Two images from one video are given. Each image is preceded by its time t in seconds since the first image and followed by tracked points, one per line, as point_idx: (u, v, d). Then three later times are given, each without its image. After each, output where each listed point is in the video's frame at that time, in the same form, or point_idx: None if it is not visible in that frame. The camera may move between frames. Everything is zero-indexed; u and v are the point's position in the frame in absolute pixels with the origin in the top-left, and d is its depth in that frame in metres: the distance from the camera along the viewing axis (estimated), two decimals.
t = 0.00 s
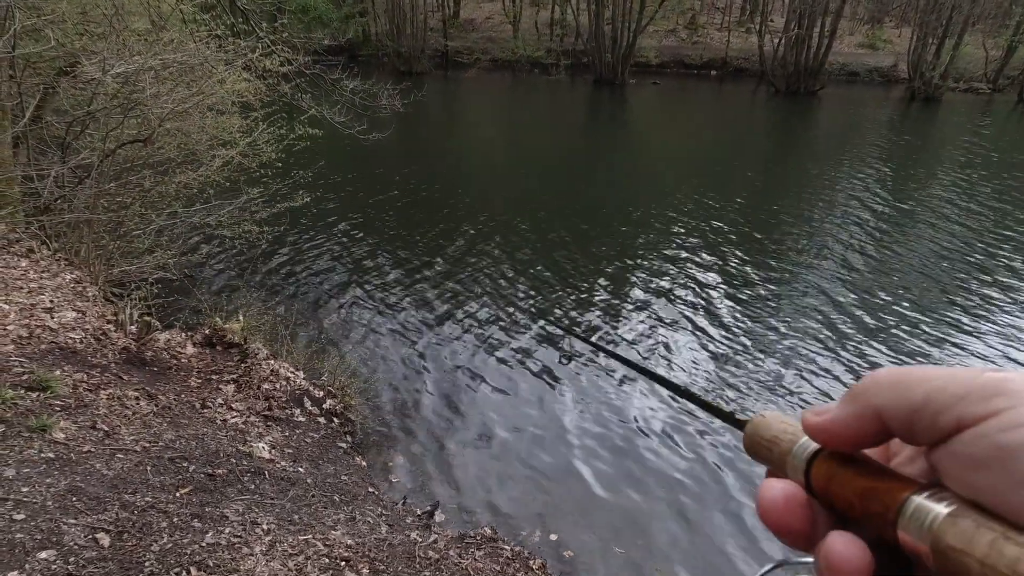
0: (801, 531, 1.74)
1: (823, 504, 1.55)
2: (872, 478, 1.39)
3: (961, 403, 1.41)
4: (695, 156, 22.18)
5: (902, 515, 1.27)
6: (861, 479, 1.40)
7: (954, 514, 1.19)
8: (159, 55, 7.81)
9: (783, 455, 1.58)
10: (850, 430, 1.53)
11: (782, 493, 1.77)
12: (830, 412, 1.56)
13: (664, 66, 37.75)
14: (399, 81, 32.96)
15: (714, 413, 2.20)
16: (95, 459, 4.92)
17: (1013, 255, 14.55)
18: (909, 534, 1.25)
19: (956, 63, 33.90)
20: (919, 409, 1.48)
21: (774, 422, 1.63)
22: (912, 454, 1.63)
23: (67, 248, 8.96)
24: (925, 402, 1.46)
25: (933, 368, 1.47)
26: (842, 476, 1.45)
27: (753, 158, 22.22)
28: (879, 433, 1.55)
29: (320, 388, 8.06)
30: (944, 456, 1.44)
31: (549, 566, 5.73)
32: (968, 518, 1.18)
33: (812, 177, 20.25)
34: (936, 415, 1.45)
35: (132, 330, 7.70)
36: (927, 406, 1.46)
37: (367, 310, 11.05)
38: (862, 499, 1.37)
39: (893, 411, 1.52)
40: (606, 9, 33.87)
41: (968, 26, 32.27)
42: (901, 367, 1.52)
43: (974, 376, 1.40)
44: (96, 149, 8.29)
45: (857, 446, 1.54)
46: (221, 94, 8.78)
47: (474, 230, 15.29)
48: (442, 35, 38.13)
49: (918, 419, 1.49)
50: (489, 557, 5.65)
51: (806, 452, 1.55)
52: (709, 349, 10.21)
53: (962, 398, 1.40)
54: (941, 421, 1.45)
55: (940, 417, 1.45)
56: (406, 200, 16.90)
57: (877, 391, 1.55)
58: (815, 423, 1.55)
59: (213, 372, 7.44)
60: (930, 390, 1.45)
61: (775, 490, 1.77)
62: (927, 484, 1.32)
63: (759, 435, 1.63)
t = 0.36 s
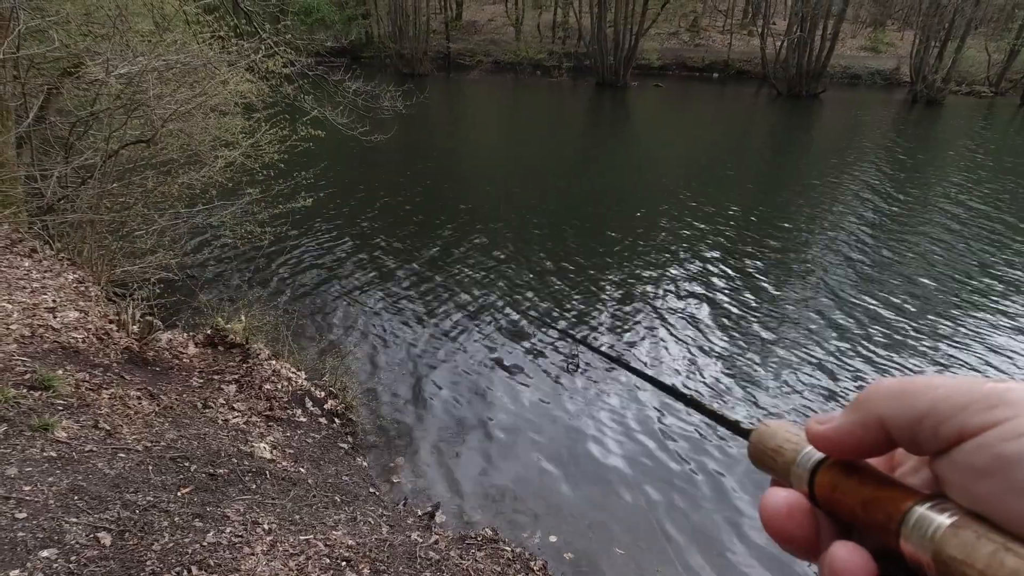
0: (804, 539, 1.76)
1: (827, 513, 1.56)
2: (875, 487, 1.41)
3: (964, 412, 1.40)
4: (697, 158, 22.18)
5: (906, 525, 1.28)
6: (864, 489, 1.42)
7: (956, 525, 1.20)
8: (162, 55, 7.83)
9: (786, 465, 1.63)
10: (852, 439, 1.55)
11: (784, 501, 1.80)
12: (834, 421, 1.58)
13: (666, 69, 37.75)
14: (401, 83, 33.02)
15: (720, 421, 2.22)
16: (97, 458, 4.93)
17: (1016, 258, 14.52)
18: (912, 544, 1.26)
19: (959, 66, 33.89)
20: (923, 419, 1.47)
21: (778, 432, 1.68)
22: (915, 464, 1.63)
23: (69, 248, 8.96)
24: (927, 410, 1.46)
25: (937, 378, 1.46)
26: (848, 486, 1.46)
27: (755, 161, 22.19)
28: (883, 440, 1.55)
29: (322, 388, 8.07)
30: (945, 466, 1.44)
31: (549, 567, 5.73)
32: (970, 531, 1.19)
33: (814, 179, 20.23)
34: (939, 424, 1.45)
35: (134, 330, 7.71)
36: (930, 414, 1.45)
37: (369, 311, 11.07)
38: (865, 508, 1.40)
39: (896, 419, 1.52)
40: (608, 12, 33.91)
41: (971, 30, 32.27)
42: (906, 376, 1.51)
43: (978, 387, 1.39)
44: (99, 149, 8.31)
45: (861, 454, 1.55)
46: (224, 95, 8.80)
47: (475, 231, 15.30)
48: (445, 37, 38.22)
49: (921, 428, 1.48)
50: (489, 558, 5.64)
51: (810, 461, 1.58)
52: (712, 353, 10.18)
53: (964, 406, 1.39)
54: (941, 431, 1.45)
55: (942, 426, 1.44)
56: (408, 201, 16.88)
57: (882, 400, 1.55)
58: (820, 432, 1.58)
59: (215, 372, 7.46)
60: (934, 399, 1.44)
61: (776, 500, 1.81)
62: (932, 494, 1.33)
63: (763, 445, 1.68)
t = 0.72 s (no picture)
0: (803, 545, 1.75)
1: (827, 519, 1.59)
2: (873, 493, 1.41)
3: (962, 417, 1.39)
4: (697, 159, 22.17)
5: (905, 531, 1.27)
6: (863, 495, 1.43)
7: (956, 531, 1.19)
8: (162, 55, 7.83)
9: (786, 470, 1.67)
10: (852, 444, 1.56)
11: (784, 506, 1.77)
12: (833, 426, 1.59)
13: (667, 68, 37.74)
14: (402, 83, 33.05)
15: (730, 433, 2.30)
16: (97, 458, 4.93)
17: (1016, 259, 14.52)
18: (911, 550, 1.25)
19: (959, 66, 33.91)
20: (920, 424, 1.47)
21: (777, 436, 1.73)
22: (914, 469, 1.62)
23: (69, 248, 8.96)
24: (925, 416, 1.46)
25: (934, 383, 1.46)
26: (848, 492, 1.47)
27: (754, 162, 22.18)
28: (881, 446, 1.55)
29: (322, 388, 8.07)
30: (944, 471, 1.43)
31: (549, 567, 5.73)
32: (969, 536, 1.18)
33: (814, 180, 20.23)
34: (937, 430, 1.44)
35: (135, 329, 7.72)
36: (928, 419, 1.45)
37: (369, 311, 11.07)
38: (865, 514, 1.40)
39: (894, 425, 1.51)
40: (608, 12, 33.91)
41: (971, 30, 32.28)
42: (903, 381, 1.51)
43: (975, 393, 1.39)
44: (100, 148, 8.31)
45: (860, 459, 1.56)
46: (224, 94, 8.80)
47: (476, 231, 15.31)
48: (445, 37, 38.25)
49: (919, 433, 1.48)
50: (489, 558, 5.64)
51: (809, 466, 1.61)
52: (711, 354, 10.15)
53: (961, 412, 1.39)
54: (940, 436, 1.45)
55: (941, 431, 1.44)
56: (408, 202, 16.87)
57: (880, 406, 1.55)
58: (818, 437, 1.60)
59: (215, 372, 7.45)
60: (931, 404, 1.44)
61: (776, 504, 1.79)
62: (931, 501, 1.33)
63: (762, 450, 1.73)
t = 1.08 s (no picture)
0: (800, 538, 1.77)
1: (823, 514, 1.58)
2: (870, 486, 1.41)
3: (962, 410, 1.39)
4: (696, 160, 22.20)
5: (900, 524, 1.27)
6: (859, 488, 1.43)
7: (952, 524, 1.19)
8: (161, 56, 7.84)
9: (783, 463, 1.64)
10: (850, 437, 1.55)
11: (780, 501, 1.79)
12: (830, 418, 1.58)
13: (666, 69, 37.77)
14: (401, 84, 33.08)
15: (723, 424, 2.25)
16: (96, 458, 4.93)
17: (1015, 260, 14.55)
18: (907, 544, 1.25)
19: (958, 68, 33.97)
20: (919, 418, 1.48)
21: (774, 431, 1.70)
22: (911, 462, 1.63)
23: (69, 248, 8.98)
24: (923, 409, 1.46)
25: (933, 377, 1.47)
26: (844, 485, 1.47)
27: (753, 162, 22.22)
28: (879, 439, 1.56)
29: (321, 389, 8.08)
30: (941, 464, 1.43)
31: (549, 567, 5.74)
32: (966, 531, 1.18)
33: (814, 181, 20.26)
34: (935, 423, 1.45)
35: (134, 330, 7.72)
36: (926, 413, 1.46)
37: (368, 311, 11.07)
38: (861, 507, 1.40)
39: (892, 419, 1.52)
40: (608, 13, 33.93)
41: (970, 32, 32.34)
42: (902, 374, 1.52)
43: (974, 385, 1.39)
44: (99, 149, 8.31)
45: (857, 453, 1.55)
46: (224, 95, 8.81)
47: (475, 232, 15.32)
48: (445, 37, 38.29)
49: (917, 427, 1.48)
50: (488, 558, 5.65)
51: (806, 459, 1.59)
52: (712, 355, 10.13)
53: (960, 406, 1.39)
54: (939, 430, 1.45)
55: (940, 425, 1.45)
56: (408, 202, 16.88)
57: (877, 399, 1.55)
58: (815, 429, 1.59)
59: (214, 373, 7.46)
60: (929, 397, 1.45)
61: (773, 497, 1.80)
62: (928, 494, 1.33)
63: (759, 443, 1.71)
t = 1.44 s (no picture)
0: (798, 530, 1.77)
1: (821, 507, 1.59)
2: (869, 479, 1.43)
3: (962, 401, 1.43)
4: (696, 161, 22.22)
5: (901, 518, 1.28)
6: (859, 481, 1.44)
7: (950, 517, 1.21)
8: (162, 57, 7.86)
9: (781, 456, 1.65)
10: (850, 429, 1.57)
11: (780, 492, 1.79)
12: (830, 412, 1.60)
13: (666, 71, 37.84)
14: (401, 85, 33.12)
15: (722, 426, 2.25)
16: (96, 458, 4.94)
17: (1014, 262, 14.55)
18: (907, 535, 1.26)
19: (956, 70, 34.02)
20: (917, 410, 1.51)
21: (772, 423, 1.71)
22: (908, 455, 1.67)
23: (69, 249, 8.99)
24: (921, 401, 1.50)
25: (935, 369, 1.50)
26: (845, 478, 1.48)
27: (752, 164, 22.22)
28: (878, 430, 1.59)
29: (321, 389, 8.08)
30: (939, 456, 1.46)
31: (548, 567, 5.74)
32: (964, 522, 1.19)
33: (814, 183, 20.27)
34: (934, 415, 1.48)
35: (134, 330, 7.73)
36: (926, 405, 1.49)
37: (367, 312, 11.08)
38: (860, 500, 1.41)
39: (890, 410, 1.56)
40: (608, 15, 33.98)
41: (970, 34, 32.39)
42: (902, 368, 1.55)
43: (974, 377, 1.42)
44: (100, 149, 8.33)
45: (856, 445, 1.57)
46: (224, 97, 8.81)
47: (475, 232, 15.33)
48: (444, 39, 38.35)
49: (915, 420, 1.52)
50: (488, 559, 5.65)
51: (805, 453, 1.60)
52: (712, 358, 10.08)
53: (960, 397, 1.42)
54: (939, 421, 1.48)
55: (940, 416, 1.47)
56: (407, 203, 16.89)
57: (876, 391, 1.59)
58: (815, 422, 1.60)
59: (214, 373, 7.46)
60: (928, 388, 1.48)
61: (773, 490, 1.80)
62: (927, 486, 1.34)
63: (757, 436, 1.71)
